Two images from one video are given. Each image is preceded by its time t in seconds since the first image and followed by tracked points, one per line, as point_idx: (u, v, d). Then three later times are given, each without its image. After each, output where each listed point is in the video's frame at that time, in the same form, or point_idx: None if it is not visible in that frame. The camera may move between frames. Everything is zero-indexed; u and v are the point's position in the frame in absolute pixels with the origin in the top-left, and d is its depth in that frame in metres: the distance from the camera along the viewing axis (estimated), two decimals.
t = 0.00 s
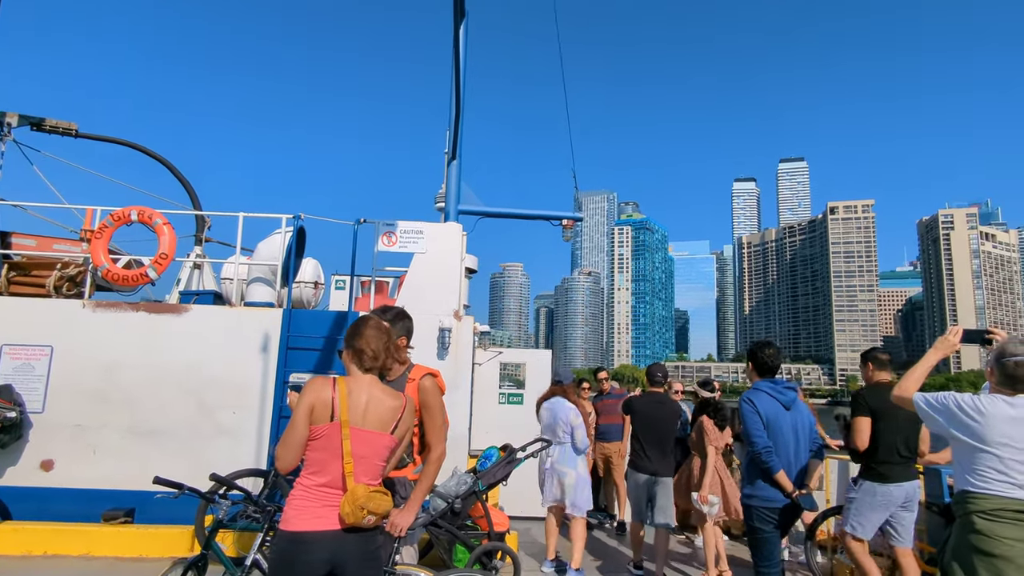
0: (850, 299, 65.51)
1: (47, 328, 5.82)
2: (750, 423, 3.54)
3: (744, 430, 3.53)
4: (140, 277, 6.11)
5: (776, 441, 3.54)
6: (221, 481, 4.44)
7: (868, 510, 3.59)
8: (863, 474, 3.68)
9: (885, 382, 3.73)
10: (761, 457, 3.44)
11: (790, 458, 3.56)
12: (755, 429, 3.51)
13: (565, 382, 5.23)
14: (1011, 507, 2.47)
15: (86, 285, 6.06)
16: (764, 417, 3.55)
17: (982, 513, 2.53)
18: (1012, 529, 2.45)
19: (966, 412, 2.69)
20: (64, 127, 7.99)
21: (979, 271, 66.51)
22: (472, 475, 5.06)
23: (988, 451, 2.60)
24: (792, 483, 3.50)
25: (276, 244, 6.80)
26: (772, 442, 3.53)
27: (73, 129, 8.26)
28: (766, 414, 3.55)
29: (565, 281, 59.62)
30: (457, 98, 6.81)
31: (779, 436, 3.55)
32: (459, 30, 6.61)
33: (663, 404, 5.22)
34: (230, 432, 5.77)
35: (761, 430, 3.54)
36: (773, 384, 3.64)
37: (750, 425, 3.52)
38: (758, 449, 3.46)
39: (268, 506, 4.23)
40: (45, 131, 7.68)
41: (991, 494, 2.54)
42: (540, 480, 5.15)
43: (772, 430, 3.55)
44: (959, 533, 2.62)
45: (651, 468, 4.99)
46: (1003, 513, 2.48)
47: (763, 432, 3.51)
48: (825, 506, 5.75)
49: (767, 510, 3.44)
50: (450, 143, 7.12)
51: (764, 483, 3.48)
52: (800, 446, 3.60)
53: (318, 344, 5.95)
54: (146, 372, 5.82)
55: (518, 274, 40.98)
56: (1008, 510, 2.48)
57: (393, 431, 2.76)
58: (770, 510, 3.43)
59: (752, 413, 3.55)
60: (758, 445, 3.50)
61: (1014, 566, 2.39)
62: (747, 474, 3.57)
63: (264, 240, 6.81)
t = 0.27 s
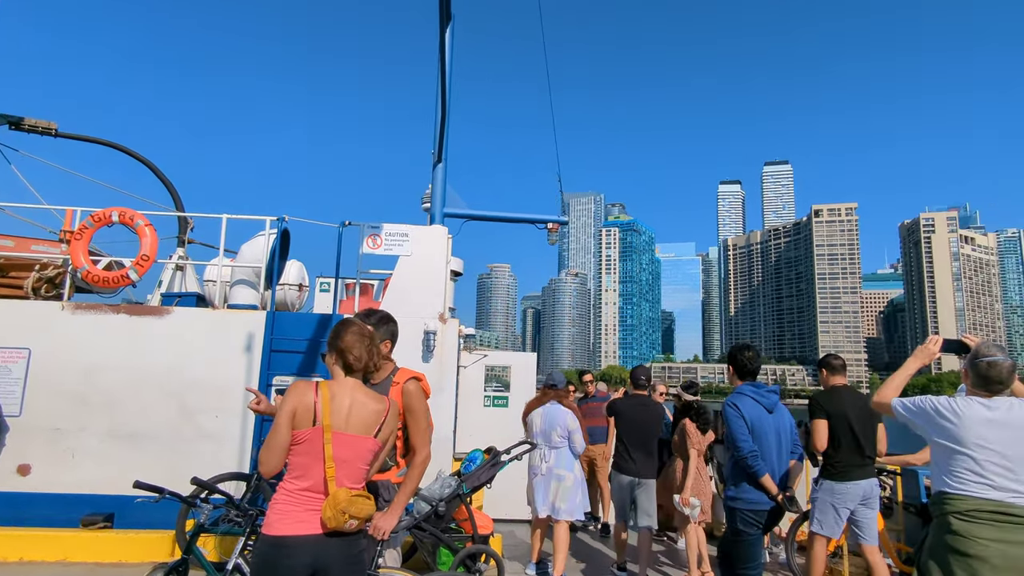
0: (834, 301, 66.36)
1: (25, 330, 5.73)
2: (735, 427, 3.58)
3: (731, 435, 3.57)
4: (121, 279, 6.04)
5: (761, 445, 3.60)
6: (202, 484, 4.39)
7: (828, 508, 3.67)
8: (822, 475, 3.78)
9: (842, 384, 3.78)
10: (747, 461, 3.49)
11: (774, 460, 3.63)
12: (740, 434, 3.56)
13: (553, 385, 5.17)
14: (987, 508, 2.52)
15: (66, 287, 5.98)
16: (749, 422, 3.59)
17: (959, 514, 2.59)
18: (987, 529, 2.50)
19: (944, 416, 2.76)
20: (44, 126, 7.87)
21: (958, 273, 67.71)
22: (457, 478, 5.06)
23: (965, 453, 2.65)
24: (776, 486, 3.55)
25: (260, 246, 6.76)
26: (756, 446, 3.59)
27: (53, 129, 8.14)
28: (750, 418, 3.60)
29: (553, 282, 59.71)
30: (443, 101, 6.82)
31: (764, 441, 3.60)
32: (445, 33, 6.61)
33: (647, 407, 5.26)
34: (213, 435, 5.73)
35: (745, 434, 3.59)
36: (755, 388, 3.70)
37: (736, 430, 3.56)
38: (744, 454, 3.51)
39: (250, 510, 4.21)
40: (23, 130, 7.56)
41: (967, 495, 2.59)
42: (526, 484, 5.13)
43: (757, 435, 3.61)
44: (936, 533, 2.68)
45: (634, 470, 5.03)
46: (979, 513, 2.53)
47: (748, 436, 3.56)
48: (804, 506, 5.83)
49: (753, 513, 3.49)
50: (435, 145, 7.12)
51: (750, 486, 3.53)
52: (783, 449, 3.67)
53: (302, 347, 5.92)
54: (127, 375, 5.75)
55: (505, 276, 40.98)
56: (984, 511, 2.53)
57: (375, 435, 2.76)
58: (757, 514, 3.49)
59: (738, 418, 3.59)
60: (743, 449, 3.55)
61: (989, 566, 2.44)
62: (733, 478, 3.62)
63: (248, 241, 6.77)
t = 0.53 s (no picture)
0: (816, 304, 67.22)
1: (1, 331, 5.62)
2: (723, 429, 3.60)
3: (720, 436, 3.58)
4: (101, 280, 5.96)
5: (748, 446, 3.64)
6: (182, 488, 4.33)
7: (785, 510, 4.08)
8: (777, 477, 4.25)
9: (791, 387, 4.29)
10: (736, 461, 3.51)
11: (760, 461, 3.67)
12: (729, 436, 3.58)
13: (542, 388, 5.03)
14: (963, 508, 2.58)
15: (43, 288, 5.88)
16: (737, 423, 3.62)
17: (935, 514, 2.64)
18: (962, 529, 2.56)
19: (919, 421, 2.80)
20: (22, 124, 7.74)
21: (937, 278, 68.96)
22: (441, 480, 5.06)
23: (942, 458, 2.69)
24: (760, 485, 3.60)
25: (243, 248, 6.70)
26: (743, 447, 3.63)
27: (31, 127, 8.01)
28: (737, 419, 3.63)
29: (539, 285, 59.78)
30: (429, 103, 6.82)
31: (749, 442, 3.64)
32: (431, 37, 6.63)
33: (630, 409, 5.28)
34: (194, 439, 5.66)
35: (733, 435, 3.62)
36: (741, 390, 3.74)
37: (725, 431, 3.58)
38: (732, 454, 3.53)
39: (231, 514, 4.19)
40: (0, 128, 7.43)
41: (944, 496, 2.64)
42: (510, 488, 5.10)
43: (743, 436, 3.64)
44: (913, 533, 2.72)
45: (617, 473, 5.06)
46: (954, 513, 2.59)
47: (735, 438, 3.59)
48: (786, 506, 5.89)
49: (738, 515, 3.53)
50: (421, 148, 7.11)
51: (736, 487, 3.57)
52: (766, 450, 3.73)
53: (285, 349, 5.88)
54: (106, 377, 5.67)
55: (492, 277, 41.05)
56: (960, 511, 2.59)
57: (357, 437, 2.75)
58: (742, 515, 3.53)
59: (726, 419, 3.61)
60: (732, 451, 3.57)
61: (963, 565, 2.50)
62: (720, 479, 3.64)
63: (231, 242, 6.71)
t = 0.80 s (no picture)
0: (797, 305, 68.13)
1: None
2: (702, 428, 3.66)
3: (699, 436, 3.65)
4: (76, 280, 5.86)
5: (727, 445, 3.69)
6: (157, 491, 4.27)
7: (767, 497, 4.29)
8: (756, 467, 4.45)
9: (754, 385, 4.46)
10: (713, 462, 3.57)
11: (740, 460, 3.71)
12: (707, 435, 3.64)
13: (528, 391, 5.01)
14: (931, 505, 2.65)
15: (16, 288, 5.77)
16: (716, 423, 3.68)
17: (905, 512, 2.71)
18: (931, 526, 2.63)
19: (884, 424, 2.86)
20: None
21: (914, 279, 70.29)
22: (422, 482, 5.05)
23: (908, 459, 2.75)
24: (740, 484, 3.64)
25: (222, 248, 6.63)
26: (723, 446, 3.68)
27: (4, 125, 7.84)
28: (717, 419, 3.69)
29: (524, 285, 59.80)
30: (412, 104, 6.81)
31: (730, 442, 3.69)
32: (413, 38, 6.62)
33: (611, 409, 5.31)
34: (172, 441, 5.59)
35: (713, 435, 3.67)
36: (721, 390, 3.80)
37: (704, 431, 3.64)
38: (711, 455, 3.59)
39: (208, 518, 4.13)
40: None
41: (912, 494, 2.71)
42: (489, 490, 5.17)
43: (723, 436, 3.70)
44: (885, 531, 2.79)
45: (598, 473, 5.11)
46: (923, 510, 2.66)
47: (715, 437, 3.64)
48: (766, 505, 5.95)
49: (717, 514, 3.57)
50: (403, 148, 7.09)
51: (716, 486, 3.61)
52: (748, 448, 3.76)
53: (265, 351, 5.83)
54: (81, 379, 5.57)
55: (477, 277, 41.02)
56: (928, 508, 2.66)
57: (334, 436, 2.75)
58: (721, 514, 3.57)
59: (705, 419, 3.67)
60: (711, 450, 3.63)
61: (933, 561, 2.57)
62: (701, 478, 3.69)
63: (210, 243, 6.63)
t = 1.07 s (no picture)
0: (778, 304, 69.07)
1: None
2: (692, 429, 3.67)
3: (689, 436, 3.65)
4: (48, 278, 5.74)
5: (713, 445, 3.72)
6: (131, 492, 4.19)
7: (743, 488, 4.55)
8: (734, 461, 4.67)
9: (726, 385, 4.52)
10: (701, 462, 3.59)
11: (723, 461, 3.76)
12: (697, 436, 3.65)
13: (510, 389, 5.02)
14: (899, 499, 2.72)
15: None
16: (704, 424, 3.70)
17: (874, 506, 2.78)
18: (899, 520, 2.71)
19: (853, 421, 2.91)
20: None
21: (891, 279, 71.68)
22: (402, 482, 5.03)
23: (877, 455, 2.80)
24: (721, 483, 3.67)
25: (200, 246, 6.54)
26: (710, 447, 3.70)
27: None
28: (705, 420, 3.71)
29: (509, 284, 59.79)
30: (393, 103, 6.78)
31: (716, 444, 3.73)
32: (394, 36, 6.59)
33: (591, 408, 5.34)
34: (147, 442, 5.50)
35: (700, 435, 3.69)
36: (711, 392, 3.84)
37: (694, 431, 3.64)
38: (699, 455, 3.60)
39: (183, 518, 4.07)
40: None
41: (882, 488, 2.77)
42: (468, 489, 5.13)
43: (710, 436, 3.72)
44: (856, 525, 2.85)
45: (579, 471, 5.13)
46: (892, 504, 2.73)
47: (702, 438, 3.66)
48: (745, 502, 6.01)
49: (698, 509, 3.62)
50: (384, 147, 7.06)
51: (699, 485, 3.65)
52: (730, 450, 3.81)
53: (244, 350, 5.76)
54: (54, 378, 5.46)
55: (461, 275, 41.02)
56: (896, 502, 2.73)
57: (310, 434, 2.73)
58: (702, 511, 3.61)
59: (695, 420, 3.69)
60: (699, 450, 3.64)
61: (902, 554, 2.66)
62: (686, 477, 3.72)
63: (188, 240, 6.54)
